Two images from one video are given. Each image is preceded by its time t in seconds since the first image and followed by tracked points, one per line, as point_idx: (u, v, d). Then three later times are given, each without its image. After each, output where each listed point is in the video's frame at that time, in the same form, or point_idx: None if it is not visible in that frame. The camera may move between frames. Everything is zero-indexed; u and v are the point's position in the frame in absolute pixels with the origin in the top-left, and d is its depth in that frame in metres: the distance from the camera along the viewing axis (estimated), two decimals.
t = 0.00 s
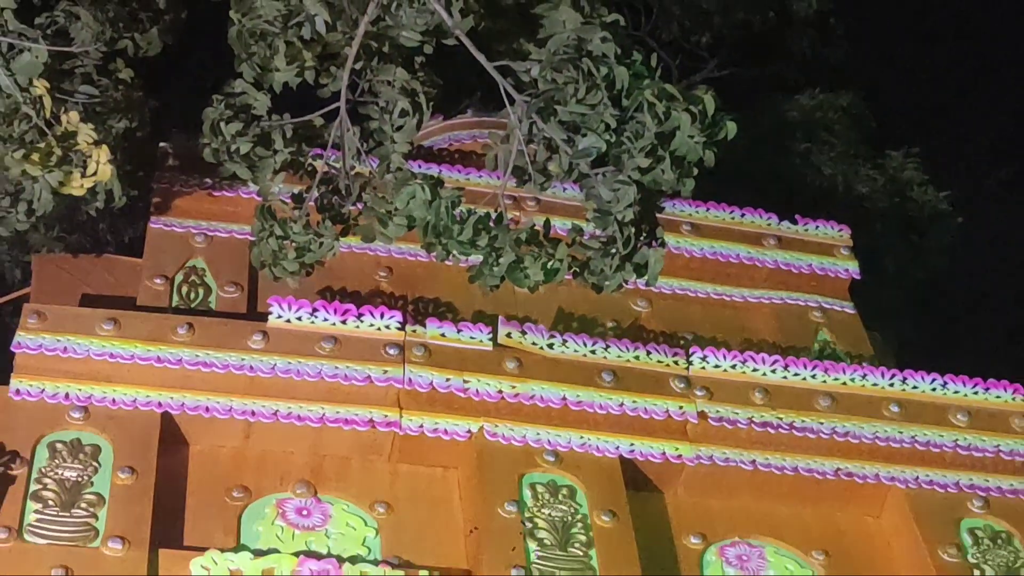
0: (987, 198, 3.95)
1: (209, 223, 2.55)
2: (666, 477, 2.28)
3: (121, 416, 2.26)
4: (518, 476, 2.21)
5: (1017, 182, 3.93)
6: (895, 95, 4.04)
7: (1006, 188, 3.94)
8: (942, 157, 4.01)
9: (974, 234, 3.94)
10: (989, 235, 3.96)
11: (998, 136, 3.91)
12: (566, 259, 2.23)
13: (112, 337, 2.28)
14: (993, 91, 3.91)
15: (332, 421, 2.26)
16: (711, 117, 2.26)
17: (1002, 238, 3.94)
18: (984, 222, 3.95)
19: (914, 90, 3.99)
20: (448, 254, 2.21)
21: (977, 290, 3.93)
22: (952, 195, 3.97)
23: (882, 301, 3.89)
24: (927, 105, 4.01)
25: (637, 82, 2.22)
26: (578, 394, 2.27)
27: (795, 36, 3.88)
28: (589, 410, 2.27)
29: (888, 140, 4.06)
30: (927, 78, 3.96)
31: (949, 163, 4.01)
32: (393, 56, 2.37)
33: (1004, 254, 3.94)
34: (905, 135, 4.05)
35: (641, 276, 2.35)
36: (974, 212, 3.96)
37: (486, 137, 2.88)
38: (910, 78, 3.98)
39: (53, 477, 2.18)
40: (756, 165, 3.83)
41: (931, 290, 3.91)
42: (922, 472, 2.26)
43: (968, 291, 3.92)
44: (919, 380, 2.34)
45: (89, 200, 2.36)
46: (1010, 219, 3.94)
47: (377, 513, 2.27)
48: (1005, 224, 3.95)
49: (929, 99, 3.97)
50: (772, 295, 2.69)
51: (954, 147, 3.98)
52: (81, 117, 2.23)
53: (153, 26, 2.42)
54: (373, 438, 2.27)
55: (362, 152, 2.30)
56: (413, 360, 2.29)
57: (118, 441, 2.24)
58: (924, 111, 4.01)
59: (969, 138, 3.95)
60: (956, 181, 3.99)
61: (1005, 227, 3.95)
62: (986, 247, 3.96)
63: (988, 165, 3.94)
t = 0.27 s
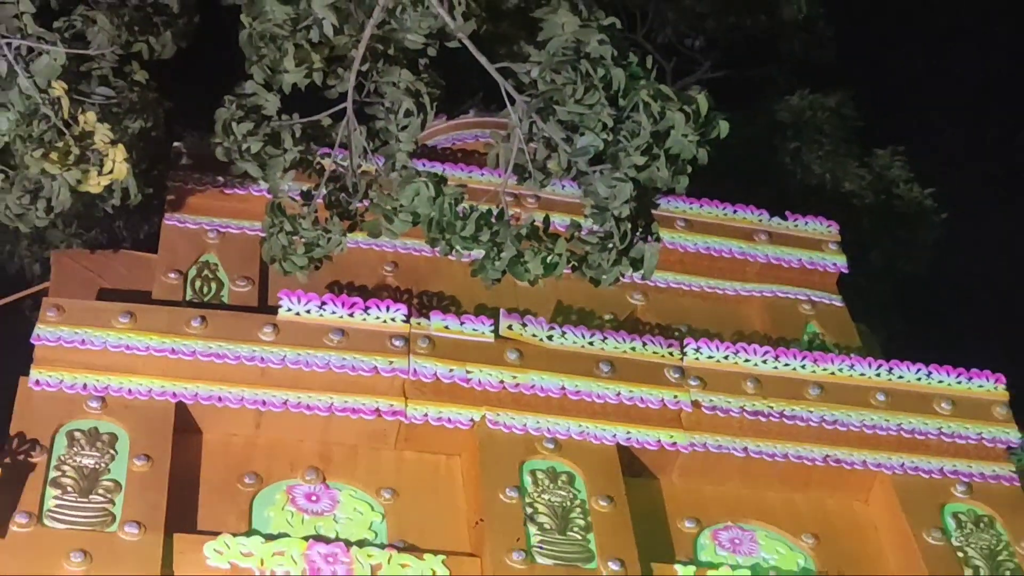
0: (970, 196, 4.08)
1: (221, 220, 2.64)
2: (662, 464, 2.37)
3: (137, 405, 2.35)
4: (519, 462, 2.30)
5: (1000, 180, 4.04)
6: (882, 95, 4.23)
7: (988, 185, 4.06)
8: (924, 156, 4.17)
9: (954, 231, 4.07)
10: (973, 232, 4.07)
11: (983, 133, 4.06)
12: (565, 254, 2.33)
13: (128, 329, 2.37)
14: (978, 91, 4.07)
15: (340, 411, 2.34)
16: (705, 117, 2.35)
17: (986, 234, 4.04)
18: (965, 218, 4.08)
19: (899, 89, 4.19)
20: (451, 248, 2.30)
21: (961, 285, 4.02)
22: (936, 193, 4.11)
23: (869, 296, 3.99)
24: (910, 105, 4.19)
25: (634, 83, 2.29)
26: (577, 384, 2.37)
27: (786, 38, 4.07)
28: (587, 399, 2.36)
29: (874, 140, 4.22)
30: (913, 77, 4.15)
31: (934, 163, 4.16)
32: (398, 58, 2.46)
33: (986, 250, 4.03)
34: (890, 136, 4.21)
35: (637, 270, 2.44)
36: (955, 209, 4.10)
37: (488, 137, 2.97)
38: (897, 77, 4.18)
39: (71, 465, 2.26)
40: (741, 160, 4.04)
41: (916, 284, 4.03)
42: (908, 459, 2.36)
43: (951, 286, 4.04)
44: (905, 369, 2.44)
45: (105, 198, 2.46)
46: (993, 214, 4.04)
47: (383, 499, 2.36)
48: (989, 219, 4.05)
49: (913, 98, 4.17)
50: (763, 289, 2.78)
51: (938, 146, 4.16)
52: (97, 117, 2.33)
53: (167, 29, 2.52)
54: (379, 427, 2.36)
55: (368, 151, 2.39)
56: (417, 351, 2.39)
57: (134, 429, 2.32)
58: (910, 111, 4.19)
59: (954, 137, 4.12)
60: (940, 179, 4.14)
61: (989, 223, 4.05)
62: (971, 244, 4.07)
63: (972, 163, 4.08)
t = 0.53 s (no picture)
0: (956, 196, 4.24)
1: (229, 217, 2.72)
2: (656, 452, 2.46)
3: (149, 396, 2.43)
4: (518, 451, 2.38)
5: (987, 180, 4.20)
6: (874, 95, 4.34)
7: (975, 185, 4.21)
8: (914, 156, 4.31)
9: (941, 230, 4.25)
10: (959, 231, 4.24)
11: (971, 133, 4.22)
12: (563, 249, 2.39)
13: (141, 322, 2.46)
14: (965, 91, 4.23)
15: (345, 401, 2.42)
16: (698, 117, 2.43)
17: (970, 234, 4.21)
18: (952, 218, 4.24)
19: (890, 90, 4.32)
20: (452, 244, 2.39)
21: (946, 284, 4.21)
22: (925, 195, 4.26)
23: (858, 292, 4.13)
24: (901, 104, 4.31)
25: (629, 84, 2.38)
26: (575, 374, 2.45)
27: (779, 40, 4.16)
28: (585, 389, 2.45)
29: (865, 139, 4.35)
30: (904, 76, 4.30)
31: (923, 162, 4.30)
32: (402, 61, 2.55)
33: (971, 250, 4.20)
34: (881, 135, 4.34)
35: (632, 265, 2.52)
36: (942, 209, 4.25)
37: (488, 137, 3.04)
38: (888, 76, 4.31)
39: (86, 453, 2.34)
40: (740, 160, 4.08)
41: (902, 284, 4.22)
42: (894, 447, 2.45)
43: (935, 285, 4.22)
44: (891, 361, 2.53)
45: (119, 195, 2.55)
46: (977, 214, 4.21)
47: (387, 486, 2.44)
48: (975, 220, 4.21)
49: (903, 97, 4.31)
50: (754, 284, 2.85)
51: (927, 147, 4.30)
52: (111, 118, 2.41)
53: (178, 33, 2.59)
54: (383, 416, 2.44)
55: (373, 150, 2.48)
56: (420, 343, 2.47)
57: (147, 419, 2.40)
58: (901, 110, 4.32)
59: (943, 137, 4.27)
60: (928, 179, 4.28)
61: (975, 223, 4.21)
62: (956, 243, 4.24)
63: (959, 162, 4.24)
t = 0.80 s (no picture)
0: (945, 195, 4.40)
1: (241, 215, 2.83)
2: (652, 442, 2.55)
3: (163, 387, 2.52)
4: (519, 440, 2.48)
5: (974, 180, 4.36)
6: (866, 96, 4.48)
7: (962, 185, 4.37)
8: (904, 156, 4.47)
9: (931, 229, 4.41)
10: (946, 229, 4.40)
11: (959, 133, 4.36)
12: (562, 246, 2.48)
13: (156, 316, 2.55)
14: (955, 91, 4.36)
15: (353, 392, 2.52)
16: (693, 118, 2.51)
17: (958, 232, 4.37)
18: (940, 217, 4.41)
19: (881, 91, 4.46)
20: (456, 241, 2.48)
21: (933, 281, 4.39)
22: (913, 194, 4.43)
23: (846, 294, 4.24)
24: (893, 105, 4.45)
25: (625, 86, 2.46)
26: (573, 367, 2.55)
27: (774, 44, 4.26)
28: (583, 381, 2.54)
29: (857, 139, 4.49)
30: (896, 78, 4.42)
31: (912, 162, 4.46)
32: (406, 64, 2.61)
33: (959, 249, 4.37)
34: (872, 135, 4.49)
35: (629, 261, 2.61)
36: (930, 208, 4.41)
37: (490, 137, 3.13)
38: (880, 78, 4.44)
39: (102, 443, 2.44)
40: (732, 161, 4.22)
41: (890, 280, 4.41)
42: (881, 436, 2.55)
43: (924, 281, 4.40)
44: (878, 354, 2.63)
45: (134, 194, 2.63)
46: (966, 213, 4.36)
47: (393, 474, 2.54)
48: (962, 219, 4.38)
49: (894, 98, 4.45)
50: (746, 279, 2.95)
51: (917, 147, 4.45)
52: (126, 119, 2.51)
53: (191, 38, 2.69)
54: (389, 407, 2.53)
55: (379, 151, 2.56)
56: (424, 337, 2.56)
57: (162, 410, 2.50)
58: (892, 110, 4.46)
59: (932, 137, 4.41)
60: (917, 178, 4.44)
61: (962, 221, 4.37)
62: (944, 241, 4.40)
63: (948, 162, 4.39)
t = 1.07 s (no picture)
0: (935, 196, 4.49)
1: (252, 213, 2.93)
2: (647, 431, 2.65)
3: (176, 378, 2.62)
4: (519, 429, 2.57)
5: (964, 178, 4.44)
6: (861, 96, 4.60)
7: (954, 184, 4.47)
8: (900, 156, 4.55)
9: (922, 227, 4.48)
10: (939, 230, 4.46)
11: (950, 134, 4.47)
12: (560, 241, 2.59)
13: (169, 309, 2.66)
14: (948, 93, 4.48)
15: (359, 382, 2.61)
16: (685, 118, 2.62)
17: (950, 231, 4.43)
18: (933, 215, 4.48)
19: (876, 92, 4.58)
20: (458, 237, 2.56)
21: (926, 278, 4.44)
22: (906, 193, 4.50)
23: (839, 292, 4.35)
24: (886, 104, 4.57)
25: (621, 88, 2.56)
26: (571, 358, 2.65)
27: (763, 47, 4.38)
28: (580, 371, 2.65)
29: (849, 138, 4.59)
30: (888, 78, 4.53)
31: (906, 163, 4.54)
32: (410, 66, 2.70)
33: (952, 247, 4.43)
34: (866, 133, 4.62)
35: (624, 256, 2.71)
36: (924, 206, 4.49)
37: (491, 137, 3.22)
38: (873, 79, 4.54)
39: (118, 431, 2.53)
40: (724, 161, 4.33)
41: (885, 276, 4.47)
42: (867, 425, 2.66)
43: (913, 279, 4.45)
44: (864, 345, 2.75)
45: (148, 192, 2.73)
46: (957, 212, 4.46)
47: (398, 461, 2.63)
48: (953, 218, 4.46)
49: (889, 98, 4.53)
50: (737, 273, 3.04)
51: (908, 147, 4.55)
52: (140, 120, 2.60)
53: (202, 41, 2.81)
54: (393, 396, 2.63)
55: (384, 150, 2.66)
56: (428, 329, 2.67)
57: (175, 399, 2.60)
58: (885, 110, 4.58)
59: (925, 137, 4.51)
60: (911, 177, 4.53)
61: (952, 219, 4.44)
62: (934, 238, 4.47)
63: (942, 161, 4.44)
